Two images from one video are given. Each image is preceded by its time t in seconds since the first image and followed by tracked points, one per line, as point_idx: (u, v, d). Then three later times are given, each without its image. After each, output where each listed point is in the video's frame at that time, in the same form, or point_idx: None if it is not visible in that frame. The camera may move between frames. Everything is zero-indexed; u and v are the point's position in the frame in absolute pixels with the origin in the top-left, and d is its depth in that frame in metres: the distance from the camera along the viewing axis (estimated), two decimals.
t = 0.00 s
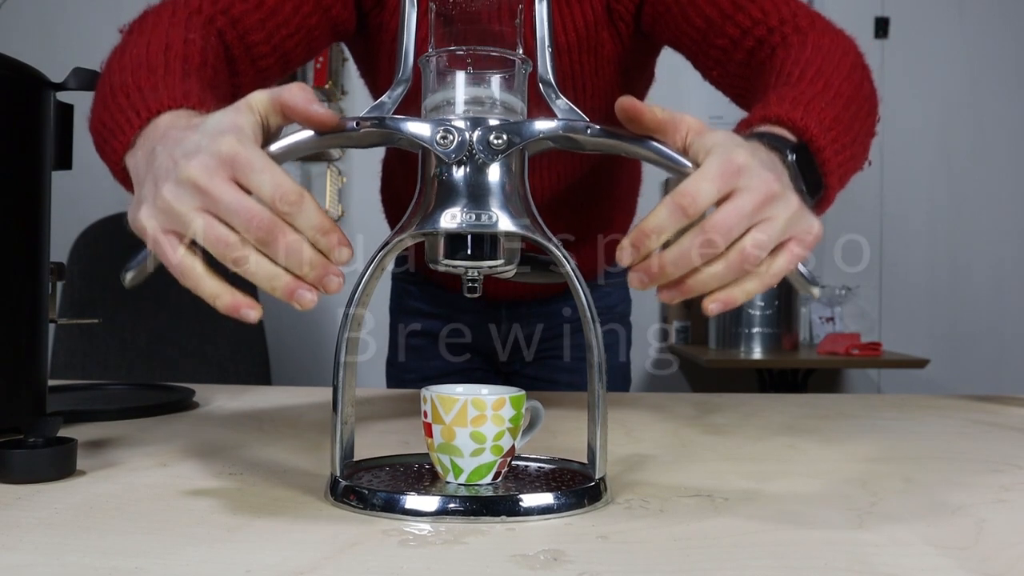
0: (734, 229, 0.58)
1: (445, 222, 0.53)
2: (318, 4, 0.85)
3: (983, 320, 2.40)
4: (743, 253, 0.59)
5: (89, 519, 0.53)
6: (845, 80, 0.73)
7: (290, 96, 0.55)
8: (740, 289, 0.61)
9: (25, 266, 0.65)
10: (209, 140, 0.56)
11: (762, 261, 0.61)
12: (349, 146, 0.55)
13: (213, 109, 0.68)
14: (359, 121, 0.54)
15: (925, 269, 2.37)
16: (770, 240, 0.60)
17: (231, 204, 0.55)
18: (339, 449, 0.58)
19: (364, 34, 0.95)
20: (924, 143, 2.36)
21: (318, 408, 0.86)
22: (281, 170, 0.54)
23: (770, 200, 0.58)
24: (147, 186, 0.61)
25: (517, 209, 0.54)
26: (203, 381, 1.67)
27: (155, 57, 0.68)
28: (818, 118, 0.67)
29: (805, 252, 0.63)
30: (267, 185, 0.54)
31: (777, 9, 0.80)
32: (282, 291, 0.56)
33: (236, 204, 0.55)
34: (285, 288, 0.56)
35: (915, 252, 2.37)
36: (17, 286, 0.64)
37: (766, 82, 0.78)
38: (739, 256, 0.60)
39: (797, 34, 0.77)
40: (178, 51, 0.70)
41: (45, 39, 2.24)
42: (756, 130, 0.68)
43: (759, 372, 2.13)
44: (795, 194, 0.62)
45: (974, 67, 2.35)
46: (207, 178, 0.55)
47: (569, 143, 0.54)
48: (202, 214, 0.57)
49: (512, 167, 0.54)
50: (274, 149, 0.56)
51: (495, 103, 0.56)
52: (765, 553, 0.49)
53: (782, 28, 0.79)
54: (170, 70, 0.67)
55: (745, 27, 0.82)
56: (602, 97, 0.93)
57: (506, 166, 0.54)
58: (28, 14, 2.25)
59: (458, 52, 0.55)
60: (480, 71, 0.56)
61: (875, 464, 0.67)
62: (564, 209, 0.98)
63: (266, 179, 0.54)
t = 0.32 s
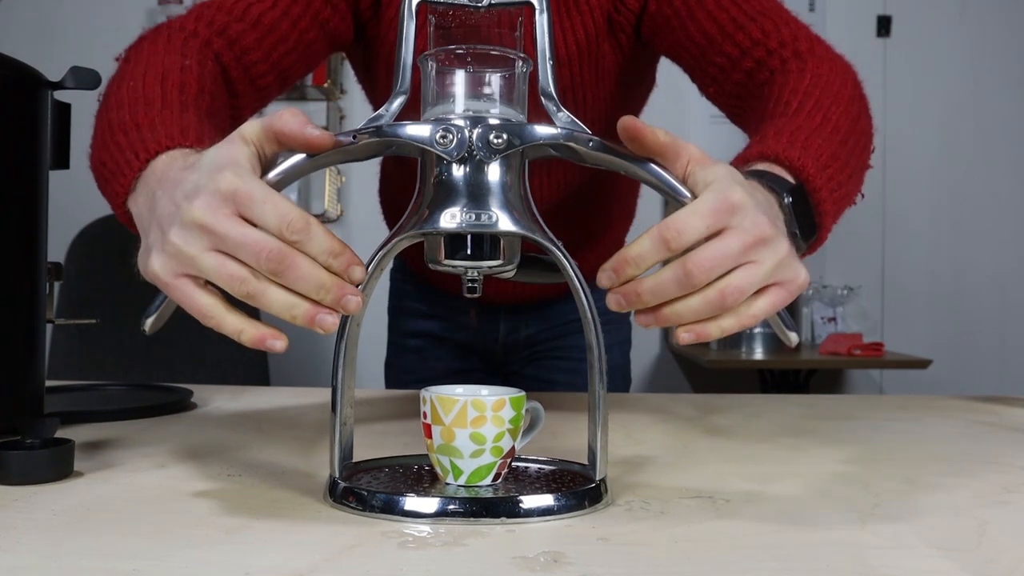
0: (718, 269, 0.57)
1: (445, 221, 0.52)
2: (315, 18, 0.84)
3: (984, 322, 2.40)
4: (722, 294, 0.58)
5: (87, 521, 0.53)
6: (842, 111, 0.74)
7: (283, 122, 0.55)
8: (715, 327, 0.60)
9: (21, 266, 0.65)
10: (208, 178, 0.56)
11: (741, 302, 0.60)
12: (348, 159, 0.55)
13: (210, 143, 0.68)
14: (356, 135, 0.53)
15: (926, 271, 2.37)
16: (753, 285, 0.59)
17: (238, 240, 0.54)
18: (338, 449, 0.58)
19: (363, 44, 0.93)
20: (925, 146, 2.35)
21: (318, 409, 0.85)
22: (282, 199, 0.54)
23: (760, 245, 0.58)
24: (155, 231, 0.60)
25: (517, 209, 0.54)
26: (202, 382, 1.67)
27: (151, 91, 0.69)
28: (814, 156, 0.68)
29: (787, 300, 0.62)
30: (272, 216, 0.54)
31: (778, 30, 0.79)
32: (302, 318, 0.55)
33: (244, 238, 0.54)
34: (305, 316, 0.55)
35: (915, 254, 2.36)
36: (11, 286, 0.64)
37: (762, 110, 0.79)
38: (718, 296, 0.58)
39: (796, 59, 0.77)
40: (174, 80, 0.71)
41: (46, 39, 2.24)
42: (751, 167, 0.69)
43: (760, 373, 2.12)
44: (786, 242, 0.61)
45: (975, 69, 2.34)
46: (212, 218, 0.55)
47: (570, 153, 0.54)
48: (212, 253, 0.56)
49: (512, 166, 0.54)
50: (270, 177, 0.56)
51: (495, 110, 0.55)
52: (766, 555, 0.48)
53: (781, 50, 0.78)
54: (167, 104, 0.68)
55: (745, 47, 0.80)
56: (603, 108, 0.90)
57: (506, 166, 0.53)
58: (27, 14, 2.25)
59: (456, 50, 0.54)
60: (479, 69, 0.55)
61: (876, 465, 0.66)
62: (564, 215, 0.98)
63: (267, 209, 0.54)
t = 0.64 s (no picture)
0: (705, 289, 0.55)
1: (444, 220, 0.52)
2: (311, 29, 0.82)
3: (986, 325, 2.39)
4: (707, 315, 0.56)
5: (79, 525, 0.52)
6: (846, 133, 0.73)
7: (277, 142, 0.54)
8: (698, 349, 0.57)
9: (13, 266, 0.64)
10: (207, 202, 0.55)
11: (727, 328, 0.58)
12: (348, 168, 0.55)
13: (207, 164, 0.68)
14: (353, 142, 0.53)
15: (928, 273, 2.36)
16: (741, 310, 0.56)
17: (245, 264, 0.54)
18: (335, 452, 0.57)
19: (362, 53, 0.91)
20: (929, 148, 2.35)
21: (316, 412, 0.84)
22: (285, 217, 0.53)
23: (751, 270, 0.56)
24: (159, 260, 0.59)
25: (517, 208, 0.53)
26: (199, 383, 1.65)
27: (146, 113, 0.69)
28: (815, 181, 0.68)
29: (778, 329, 0.59)
30: (276, 236, 0.53)
31: (784, 45, 0.77)
32: (318, 336, 0.54)
33: (251, 261, 0.54)
34: (321, 333, 0.54)
35: (917, 256, 2.35)
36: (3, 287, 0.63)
37: (765, 128, 0.78)
38: (703, 317, 0.56)
39: (802, 77, 0.75)
40: (169, 100, 0.70)
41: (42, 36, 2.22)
42: (751, 191, 0.69)
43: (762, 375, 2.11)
44: (782, 272, 0.59)
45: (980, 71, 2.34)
46: (216, 244, 0.54)
47: (570, 158, 0.53)
48: (220, 279, 0.55)
49: (511, 162, 0.53)
50: (269, 195, 0.55)
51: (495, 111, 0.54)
52: (770, 560, 0.47)
53: (787, 67, 0.76)
54: (163, 126, 0.68)
55: (750, 62, 0.78)
56: (605, 117, 0.88)
57: (505, 164, 0.53)
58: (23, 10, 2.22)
59: (455, 46, 0.54)
60: (479, 68, 0.54)
61: (881, 468, 0.66)
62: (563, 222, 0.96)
63: (271, 228, 0.53)
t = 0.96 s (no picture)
0: (697, 304, 0.54)
1: (443, 219, 0.51)
2: (307, 31, 0.81)
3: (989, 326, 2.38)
4: (698, 329, 0.55)
5: (72, 529, 0.51)
6: (851, 139, 0.72)
7: (273, 151, 0.53)
8: (688, 364, 0.57)
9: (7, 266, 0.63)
10: (206, 216, 0.55)
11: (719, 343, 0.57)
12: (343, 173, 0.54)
13: (206, 175, 0.67)
14: (351, 145, 0.52)
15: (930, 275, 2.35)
16: (733, 327, 0.56)
17: (247, 277, 0.53)
18: (332, 454, 0.56)
19: (360, 54, 0.89)
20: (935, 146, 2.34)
21: (314, 414, 0.83)
22: (287, 227, 0.52)
23: (746, 287, 0.55)
24: (161, 277, 0.59)
25: (518, 206, 0.52)
26: (196, 385, 1.64)
27: (141, 122, 0.68)
28: (817, 192, 0.67)
29: (770, 346, 0.59)
30: (277, 246, 0.52)
31: (789, 45, 0.76)
32: (325, 346, 0.53)
33: (253, 275, 0.53)
34: (327, 343, 0.53)
35: (920, 258, 2.34)
36: None
37: (768, 133, 0.77)
38: (693, 332, 0.55)
39: (806, 79, 0.75)
40: (165, 109, 0.70)
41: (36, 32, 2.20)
42: (752, 203, 0.68)
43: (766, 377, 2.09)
44: (778, 289, 0.58)
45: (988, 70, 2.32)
46: (217, 258, 0.54)
47: (571, 160, 0.53)
48: (222, 293, 0.55)
49: (512, 161, 0.52)
50: (268, 204, 0.54)
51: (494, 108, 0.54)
52: (775, 564, 0.46)
53: (791, 68, 0.76)
54: (160, 136, 0.68)
55: (754, 62, 0.77)
56: (607, 119, 0.87)
57: (505, 163, 0.52)
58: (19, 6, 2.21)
59: (455, 43, 0.53)
60: (478, 64, 0.53)
61: (887, 471, 0.65)
62: (564, 227, 0.95)
63: (273, 239, 0.52)
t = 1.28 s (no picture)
0: (683, 322, 0.53)
1: (442, 218, 0.50)
2: (302, 40, 0.79)
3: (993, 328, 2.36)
4: (681, 348, 0.53)
5: (65, 533, 0.50)
6: (851, 156, 0.71)
7: (269, 167, 0.52)
8: (670, 382, 0.55)
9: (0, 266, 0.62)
10: (208, 236, 0.54)
11: (703, 364, 0.55)
12: (341, 180, 0.53)
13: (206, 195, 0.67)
14: (349, 151, 0.51)
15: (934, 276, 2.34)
16: (718, 348, 0.54)
17: (253, 295, 0.52)
18: (329, 457, 0.55)
19: (355, 59, 0.88)
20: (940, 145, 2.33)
21: (312, 415, 0.83)
22: (287, 241, 0.52)
23: (736, 309, 0.54)
24: (168, 301, 0.58)
25: (518, 205, 0.51)
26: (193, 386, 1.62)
27: (138, 142, 0.68)
28: (815, 211, 0.67)
29: (756, 371, 0.57)
30: (280, 263, 0.51)
31: (791, 55, 0.75)
32: (335, 354, 0.54)
33: (260, 294, 0.52)
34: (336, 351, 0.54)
35: (923, 259, 2.33)
36: None
37: (768, 146, 0.76)
38: (676, 351, 0.53)
39: (807, 90, 0.74)
40: (161, 127, 0.69)
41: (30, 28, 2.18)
42: (750, 219, 0.68)
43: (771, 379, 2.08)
44: (767, 312, 0.57)
45: (994, 69, 2.30)
46: (223, 278, 0.53)
47: (570, 163, 0.52)
48: (230, 312, 0.54)
49: (512, 159, 0.52)
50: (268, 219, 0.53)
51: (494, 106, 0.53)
52: (780, 570, 0.46)
53: (792, 79, 0.75)
54: (158, 157, 0.67)
55: (754, 72, 0.76)
56: (607, 126, 0.86)
57: (504, 161, 0.51)
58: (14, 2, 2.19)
59: (455, 39, 0.53)
60: (478, 61, 0.53)
61: (893, 475, 0.64)
62: (564, 233, 0.94)
63: (276, 255, 0.51)
